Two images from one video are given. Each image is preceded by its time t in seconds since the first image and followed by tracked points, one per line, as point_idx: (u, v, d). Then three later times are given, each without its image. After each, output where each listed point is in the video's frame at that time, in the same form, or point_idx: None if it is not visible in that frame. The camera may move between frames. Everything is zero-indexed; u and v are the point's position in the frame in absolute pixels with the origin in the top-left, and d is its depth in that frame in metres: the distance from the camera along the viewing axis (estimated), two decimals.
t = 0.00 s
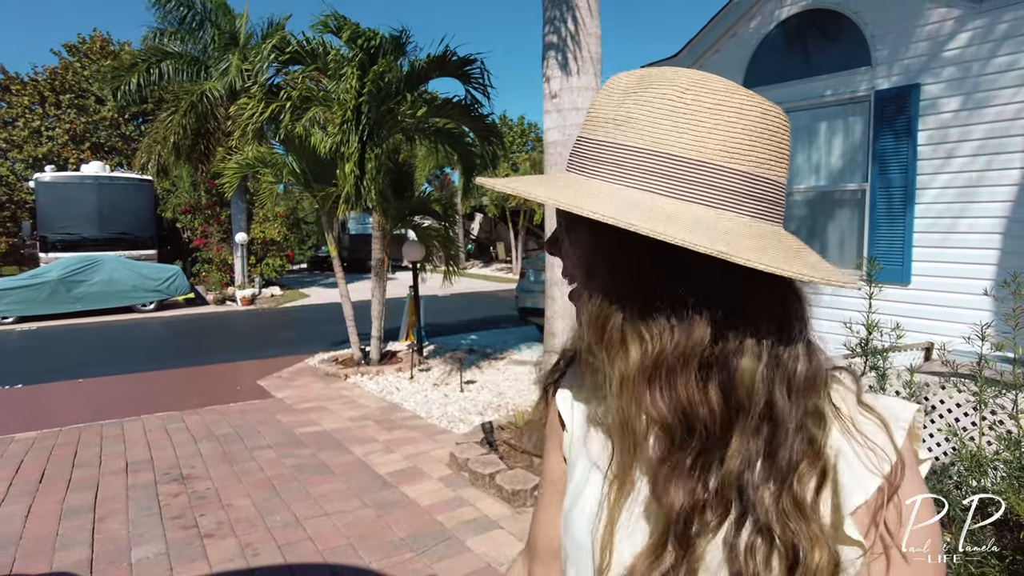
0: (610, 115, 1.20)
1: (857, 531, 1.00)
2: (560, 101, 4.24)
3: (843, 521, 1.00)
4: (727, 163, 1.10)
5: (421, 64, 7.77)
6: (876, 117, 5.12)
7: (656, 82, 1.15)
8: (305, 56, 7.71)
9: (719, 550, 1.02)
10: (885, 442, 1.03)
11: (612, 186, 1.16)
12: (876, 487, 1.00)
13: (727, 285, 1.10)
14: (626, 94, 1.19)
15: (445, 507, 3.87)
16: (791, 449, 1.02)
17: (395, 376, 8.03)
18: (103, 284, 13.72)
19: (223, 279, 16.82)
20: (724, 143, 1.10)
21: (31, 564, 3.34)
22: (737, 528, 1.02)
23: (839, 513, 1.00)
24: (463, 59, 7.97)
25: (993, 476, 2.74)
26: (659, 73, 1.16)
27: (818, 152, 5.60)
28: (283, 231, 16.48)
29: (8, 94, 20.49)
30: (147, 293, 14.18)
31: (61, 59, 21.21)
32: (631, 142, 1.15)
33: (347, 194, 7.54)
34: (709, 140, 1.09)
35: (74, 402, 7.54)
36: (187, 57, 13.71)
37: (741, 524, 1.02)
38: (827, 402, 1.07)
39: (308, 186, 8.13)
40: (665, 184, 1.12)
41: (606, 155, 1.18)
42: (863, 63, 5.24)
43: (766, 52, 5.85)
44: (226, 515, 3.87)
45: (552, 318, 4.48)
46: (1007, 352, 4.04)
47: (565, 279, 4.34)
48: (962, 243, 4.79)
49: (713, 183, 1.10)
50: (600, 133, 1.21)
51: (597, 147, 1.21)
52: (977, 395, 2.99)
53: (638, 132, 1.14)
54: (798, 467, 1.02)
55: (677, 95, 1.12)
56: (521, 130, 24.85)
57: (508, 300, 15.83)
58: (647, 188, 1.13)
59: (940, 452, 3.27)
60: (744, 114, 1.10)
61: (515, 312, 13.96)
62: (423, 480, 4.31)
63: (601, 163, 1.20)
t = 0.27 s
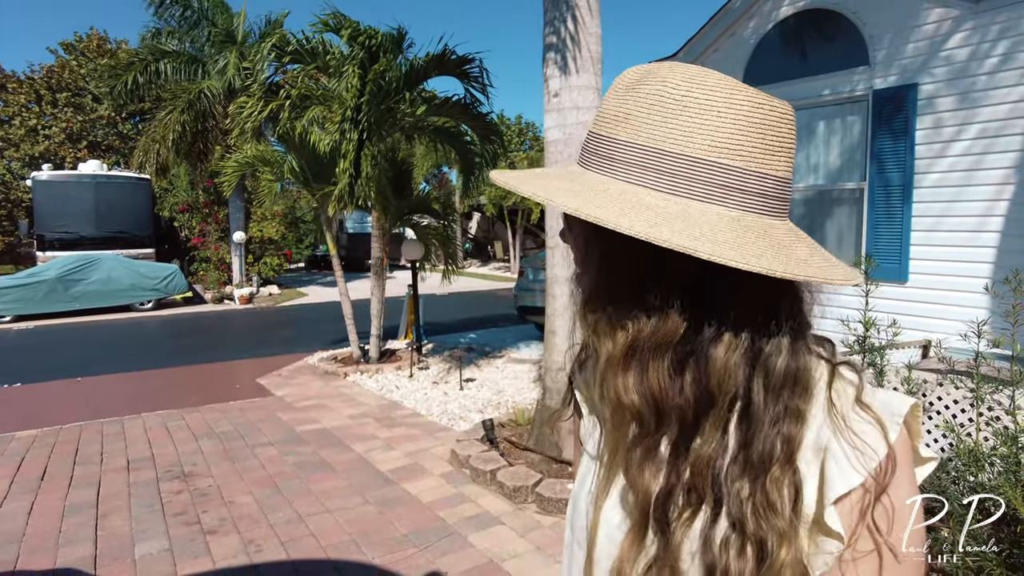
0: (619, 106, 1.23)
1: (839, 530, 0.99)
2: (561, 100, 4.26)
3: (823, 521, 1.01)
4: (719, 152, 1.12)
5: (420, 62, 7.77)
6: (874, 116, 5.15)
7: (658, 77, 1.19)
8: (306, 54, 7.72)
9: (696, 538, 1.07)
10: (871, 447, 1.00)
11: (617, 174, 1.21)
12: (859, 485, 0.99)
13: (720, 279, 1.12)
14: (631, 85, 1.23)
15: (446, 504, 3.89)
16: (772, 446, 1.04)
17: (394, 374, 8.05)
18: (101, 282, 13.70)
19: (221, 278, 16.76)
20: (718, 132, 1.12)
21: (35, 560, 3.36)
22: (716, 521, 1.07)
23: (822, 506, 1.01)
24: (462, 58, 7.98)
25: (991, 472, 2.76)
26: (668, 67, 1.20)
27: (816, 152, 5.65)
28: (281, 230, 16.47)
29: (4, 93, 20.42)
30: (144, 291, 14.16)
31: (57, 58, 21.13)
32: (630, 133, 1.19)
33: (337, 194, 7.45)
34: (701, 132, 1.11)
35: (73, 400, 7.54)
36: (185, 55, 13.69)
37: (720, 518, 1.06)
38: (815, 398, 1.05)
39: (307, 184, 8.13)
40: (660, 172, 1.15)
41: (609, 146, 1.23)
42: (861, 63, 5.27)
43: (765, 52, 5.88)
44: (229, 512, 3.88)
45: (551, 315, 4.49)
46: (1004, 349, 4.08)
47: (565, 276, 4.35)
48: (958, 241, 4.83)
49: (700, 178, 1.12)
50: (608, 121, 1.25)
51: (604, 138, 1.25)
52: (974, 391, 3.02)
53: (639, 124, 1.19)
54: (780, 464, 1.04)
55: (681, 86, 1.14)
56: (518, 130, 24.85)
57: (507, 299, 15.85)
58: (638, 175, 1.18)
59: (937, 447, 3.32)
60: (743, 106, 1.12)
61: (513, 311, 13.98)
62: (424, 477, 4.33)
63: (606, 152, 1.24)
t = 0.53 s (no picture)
0: (638, 87, 1.17)
1: (841, 487, 1.02)
2: (561, 100, 4.28)
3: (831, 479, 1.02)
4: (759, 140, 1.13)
5: (421, 63, 7.80)
6: (870, 115, 5.18)
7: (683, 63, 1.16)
8: (307, 54, 7.75)
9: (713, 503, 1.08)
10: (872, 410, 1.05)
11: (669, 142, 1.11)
12: (861, 447, 1.02)
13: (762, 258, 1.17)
14: (652, 69, 1.17)
15: (448, 499, 3.93)
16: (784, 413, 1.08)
17: (395, 372, 8.09)
18: (103, 282, 13.74)
19: (223, 278, 16.75)
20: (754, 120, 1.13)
21: (42, 555, 3.40)
22: (735, 489, 1.08)
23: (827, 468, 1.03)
24: (462, 58, 8.01)
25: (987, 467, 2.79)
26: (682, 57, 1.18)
27: (813, 151, 5.65)
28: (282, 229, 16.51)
29: (5, 93, 20.46)
30: (146, 291, 14.21)
31: (58, 58, 21.17)
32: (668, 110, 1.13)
33: (337, 192, 7.56)
34: (755, 113, 1.11)
35: (76, 398, 7.59)
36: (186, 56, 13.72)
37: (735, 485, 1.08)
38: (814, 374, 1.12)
39: (308, 184, 8.16)
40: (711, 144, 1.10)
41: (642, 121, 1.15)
42: (857, 63, 5.29)
43: (763, 52, 5.90)
44: (232, 508, 3.91)
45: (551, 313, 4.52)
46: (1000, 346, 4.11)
47: (565, 274, 4.40)
48: (955, 239, 4.87)
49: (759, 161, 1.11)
50: (629, 101, 1.18)
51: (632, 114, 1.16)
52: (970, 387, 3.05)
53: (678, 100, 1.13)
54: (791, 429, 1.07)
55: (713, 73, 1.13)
56: (518, 129, 24.91)
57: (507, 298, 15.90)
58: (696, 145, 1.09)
59: (932, 443, 3.35)
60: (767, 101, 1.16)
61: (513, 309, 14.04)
62: (425, 473, 4.37)
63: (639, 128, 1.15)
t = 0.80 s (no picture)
0: (676, 76, 1.23)
1: (841, 451, 1.17)
2: (560, 98, 4.28)
3: (834, 445, 1.17)
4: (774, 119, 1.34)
5: (418, 61, 7.78)
6: (869, 113, 5.18)
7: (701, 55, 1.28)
8: (304, 53, 7.73)
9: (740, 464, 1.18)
10: (845, 374, 1.23)
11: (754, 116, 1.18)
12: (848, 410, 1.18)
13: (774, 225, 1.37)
14: (682, 56, 1.26)
15: (448, 498, 3.92)
16: (788, 393, 1.22)
17: (394, 372, 8.08)
18: (101, 282, 13.72)
19: (221, 277, 16.74)
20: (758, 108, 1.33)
21: (39, 555, 3.39)
22: (753, 467, 1.16)
23: (827, 436, 1.17)
24: (460, 56, 7.99)
25: (987, 463, 2.79)
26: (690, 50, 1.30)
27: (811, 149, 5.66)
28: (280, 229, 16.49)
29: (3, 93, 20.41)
30: (144, 291, 14.19)
31: (56, 58, 21.12)
32: (722, 95, 1.24)
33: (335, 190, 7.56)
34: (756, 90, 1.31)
35: (75, 398, 7.57)
36: (183, 55, 13.70)
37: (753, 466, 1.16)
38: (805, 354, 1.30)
39: (306, 183, 8.13)
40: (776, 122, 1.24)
41: (711, 103, 1.21)
42: (856, 61, 5.29)
43: (761, 50, 5.90)
44: (231, 507, 3.90)
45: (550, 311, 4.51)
46: (999, 343, 4.12)
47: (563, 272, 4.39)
48: (955, 237, 4.86)
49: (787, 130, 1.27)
50: (675, 88, 1.22)
51: (692, 96, 1.21)
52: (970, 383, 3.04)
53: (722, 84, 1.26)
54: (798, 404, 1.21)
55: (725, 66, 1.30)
56: (516, 129, 24.87)
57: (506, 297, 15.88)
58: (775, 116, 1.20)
59: (932, 441, 3.35)
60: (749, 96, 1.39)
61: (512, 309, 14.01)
62: (425, 472, 4.36)
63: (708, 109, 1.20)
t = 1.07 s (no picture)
0: (660, 74, 1.22)
1: (838, 448, 1.20)
2: (559, 94, 4.25)
3: (830, 443, 1.20)
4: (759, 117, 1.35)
5: (415, 58, 7.75)
6: (870, 109, 5.16)
7: (690, 51, 1.26)
8: (301, 50, 7.69)
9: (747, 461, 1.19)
10: (836, 368, 1.28)
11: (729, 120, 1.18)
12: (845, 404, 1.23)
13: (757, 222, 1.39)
14: (666, 51, 1.23)
15: (447, 498, 3.90)
16: (781, 393, 1.25)
17: (392, 370, 8.05)
18: (97, 280, 13.66)
19: (218, 276, 16.69)
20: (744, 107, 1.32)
21: (34, 557, 3.35)
22: (754, 467, 1.18)
23: (826, 432, 1.20)
24: (458, 53, 7.96)
25: (988, 462, 2.78)
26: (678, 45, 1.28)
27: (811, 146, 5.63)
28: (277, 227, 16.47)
29: None
30: (141, 289, 14.13)
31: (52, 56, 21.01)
32: (707, 94, 1.23)
33: (335, 188, 7.52)
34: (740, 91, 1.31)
35: (71, 398, 7.53)
36: (180, 52, 13.65)
37: (755, 465, 1.18)
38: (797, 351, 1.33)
39: (303, 181, 8.09)
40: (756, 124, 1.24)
41: (689, 106, 1.20)
42: (856, 57, 5.27)
43: (761, 47, 5.88)
44: (228, 508, 3.88)
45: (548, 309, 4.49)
46: (1000, 341, 4.11)
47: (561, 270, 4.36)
48: (956, 234, 4.85)
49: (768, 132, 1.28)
50: (659, 86, 1.21)
51: (670, 98, 1.21)
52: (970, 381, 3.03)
53: (707, 83, 1.24)
54: (792, 404, 1.24)
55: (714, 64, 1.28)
56: (514, 127, 24.84)
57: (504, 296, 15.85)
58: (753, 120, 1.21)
59: (934, 440, 3.33)
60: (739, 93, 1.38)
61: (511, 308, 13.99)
62: (424, 472, 4.34)
63: (685, 112, 1.20)
